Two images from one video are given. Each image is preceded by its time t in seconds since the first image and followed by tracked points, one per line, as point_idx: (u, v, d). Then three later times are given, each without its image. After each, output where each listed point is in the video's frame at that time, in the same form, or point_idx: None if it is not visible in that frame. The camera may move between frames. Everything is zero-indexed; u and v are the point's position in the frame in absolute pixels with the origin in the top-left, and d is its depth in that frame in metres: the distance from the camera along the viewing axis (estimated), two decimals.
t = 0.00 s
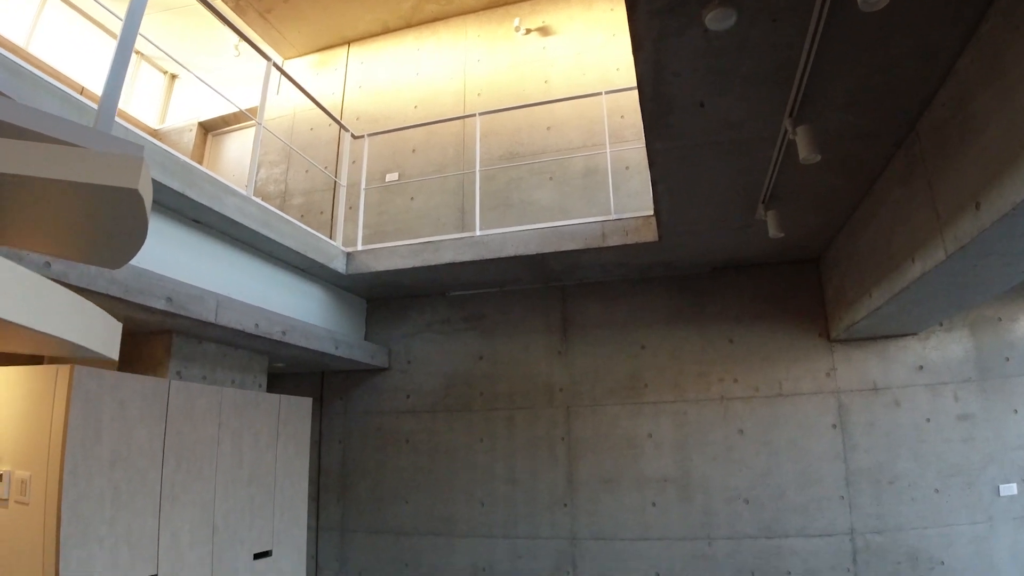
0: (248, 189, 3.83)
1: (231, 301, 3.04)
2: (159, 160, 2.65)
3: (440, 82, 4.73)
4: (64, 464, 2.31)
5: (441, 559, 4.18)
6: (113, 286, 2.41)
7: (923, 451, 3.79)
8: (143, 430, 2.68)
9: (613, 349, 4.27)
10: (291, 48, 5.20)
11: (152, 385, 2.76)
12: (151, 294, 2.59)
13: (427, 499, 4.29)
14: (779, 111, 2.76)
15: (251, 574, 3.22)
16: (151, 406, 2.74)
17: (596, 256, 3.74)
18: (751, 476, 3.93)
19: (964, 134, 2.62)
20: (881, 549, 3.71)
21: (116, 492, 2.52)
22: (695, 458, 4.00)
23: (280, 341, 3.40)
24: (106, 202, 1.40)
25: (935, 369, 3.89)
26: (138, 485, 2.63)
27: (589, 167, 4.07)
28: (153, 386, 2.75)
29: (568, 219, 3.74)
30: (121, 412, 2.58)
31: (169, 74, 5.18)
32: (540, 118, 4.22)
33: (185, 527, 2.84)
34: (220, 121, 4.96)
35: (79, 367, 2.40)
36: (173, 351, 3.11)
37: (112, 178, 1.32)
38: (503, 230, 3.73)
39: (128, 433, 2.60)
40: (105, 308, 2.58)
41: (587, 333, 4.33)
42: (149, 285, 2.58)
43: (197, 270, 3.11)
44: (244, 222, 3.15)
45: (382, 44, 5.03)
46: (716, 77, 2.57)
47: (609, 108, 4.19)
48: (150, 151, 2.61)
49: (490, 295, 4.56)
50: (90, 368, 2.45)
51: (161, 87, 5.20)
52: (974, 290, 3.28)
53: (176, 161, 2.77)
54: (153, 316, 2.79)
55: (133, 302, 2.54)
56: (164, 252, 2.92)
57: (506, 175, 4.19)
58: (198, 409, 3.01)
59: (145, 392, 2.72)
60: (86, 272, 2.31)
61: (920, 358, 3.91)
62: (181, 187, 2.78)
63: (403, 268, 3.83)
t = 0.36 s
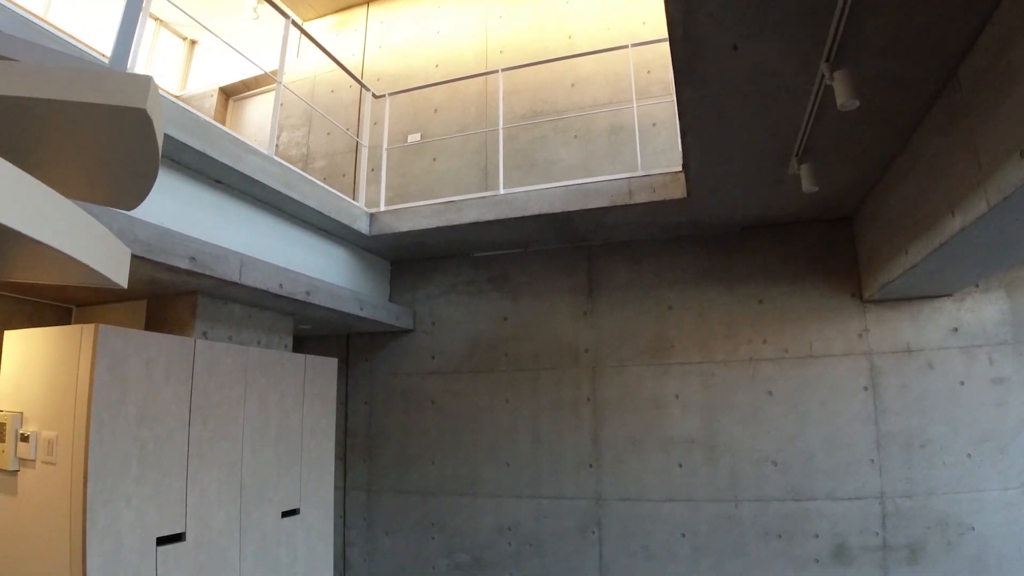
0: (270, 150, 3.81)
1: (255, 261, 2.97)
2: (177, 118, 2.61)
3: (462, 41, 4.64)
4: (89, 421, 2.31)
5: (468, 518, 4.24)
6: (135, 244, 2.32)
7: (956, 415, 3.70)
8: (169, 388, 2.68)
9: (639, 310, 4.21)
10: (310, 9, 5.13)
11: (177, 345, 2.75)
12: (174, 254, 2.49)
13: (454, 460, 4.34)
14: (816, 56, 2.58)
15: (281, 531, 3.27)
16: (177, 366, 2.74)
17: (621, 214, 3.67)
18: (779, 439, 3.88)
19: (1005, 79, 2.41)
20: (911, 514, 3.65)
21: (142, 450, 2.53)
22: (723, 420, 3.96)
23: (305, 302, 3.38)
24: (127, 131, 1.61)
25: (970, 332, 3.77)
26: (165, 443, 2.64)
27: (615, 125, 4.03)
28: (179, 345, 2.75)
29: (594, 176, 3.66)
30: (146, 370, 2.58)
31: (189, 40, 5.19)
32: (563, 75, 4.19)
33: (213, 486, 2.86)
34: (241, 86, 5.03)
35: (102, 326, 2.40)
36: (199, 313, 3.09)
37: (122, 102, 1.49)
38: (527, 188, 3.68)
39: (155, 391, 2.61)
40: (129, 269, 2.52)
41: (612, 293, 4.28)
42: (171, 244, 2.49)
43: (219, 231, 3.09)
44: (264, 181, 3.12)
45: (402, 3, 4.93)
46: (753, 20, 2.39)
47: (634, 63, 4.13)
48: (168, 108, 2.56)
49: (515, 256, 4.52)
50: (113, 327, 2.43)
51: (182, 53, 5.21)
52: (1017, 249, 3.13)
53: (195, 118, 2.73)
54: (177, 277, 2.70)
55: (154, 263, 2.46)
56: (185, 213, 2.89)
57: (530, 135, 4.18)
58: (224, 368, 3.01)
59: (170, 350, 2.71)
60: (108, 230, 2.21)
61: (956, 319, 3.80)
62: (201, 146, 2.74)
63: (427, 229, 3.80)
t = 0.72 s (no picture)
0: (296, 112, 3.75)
1: (281, 225, 2.90)
2: (199, 78, 2.55)
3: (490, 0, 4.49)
4: (114, 390, 2.29)
5: (496, 487, 4.22)
6: (158, 207, 2.25)
7: (1003, 390, 3.53)
8: (194, 353, 2.65)
9: (673, 277, 4.09)
10: None
11: (204, 309, 2.72)
12: (200, 216, 2.43)
13: (482, 428, 4.31)
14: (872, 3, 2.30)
15: (310, 497, 3.27)
16: (203, 331, 2.70)
17: (656, 177, 3.54)
18: (817, 411, 3.75)
19: None
20: (951, 490, 3.51)
21: (169, 416, 2.51)
22: (759, 390, 3.84)
23: (332, 267, 3.32)
24: (131, 50, 1.54)
25: (1019, 303, 3.57)
26: (191, 409, 2.62)
27: (649, 85, 3.89)
28: (205, 310, 2.71)
29: (629, 137, 3.52)
30: (172, 335, 2.55)
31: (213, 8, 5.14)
32: (595, 34, 4.06)
33: (240, 453, 2.85)
34: (265, 52, 4.99)
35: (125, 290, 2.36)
36: (225, 278, 3.05)
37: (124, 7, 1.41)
38: (559, 150, 3.56)
39: (180, 356, 2.58)
40: (154, 234, 2.47)
41: (644, 261, 4.16)
42: (197, 206, 2.43)
43: (245, 195, 3.05)
44: (290, 143, 3.05)
45: None
46: None
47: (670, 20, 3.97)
48: (189, 67, 2.49)
49: (545, 222, 4.42)
50: (137, 290, 2.39)
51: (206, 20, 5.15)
52: None
53: (217, 78, 2.66)
54: (203, 241, 2.64)
55: (178, 226, 2.39)
56: (211, 177, 2.86)
57: (560, 97, 4.07)
58: (252, 333, 2.98)
59: (196, 314, 2.68)
60: (131, 193, 2.15)
61: (1002, 291, 3.60)
62: (223, 106, 2.67)
63: (456, 193, 3.72)
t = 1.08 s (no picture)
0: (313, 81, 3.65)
1: (298, 196, 2.81)
2: (210, 42, 2.45)
3: None
4: (125, 365, 2.24)
5: (519, 466, 4.16)
6: (169, 175, 2.18)
7: None
8: (209, 328, 2.59)
9: (702, 251, 3.95)
10: None
11: (219, 282, 2.65)
12: (214, 185, 2.35)
13: (504, 406, 4.24)
14: None
15: (329, 474, 3.23)
16: (218, 304, 2.64)
17: (686, 146, 3.39)
18: (851, 390, 3.61)
19: None
20: (990, 474, 3.36)
21: (182, 392, 2.45)
22: (790, 369, 3.71)
23: (351, 240, 3.24)
24: None
25: None
26: (206, 385, 2.57)
27: (677, 51, 3.72)
28: (219, 283, 2.65)
29: (658, 104, 3.37)
30: (185, 309, 2.49)
31: None
32: None
33: (257, 429, 2.79)
34: (281, 24, 4.89)
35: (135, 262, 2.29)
36: (241, 251, 2.99)
37: None
38: (585, 119, 3.43)
39: (194, 330, 2.52)
40: (168, 204, 2.40)
41: (671, 235, 4.02)
42: (211, 175, 2.35)
43: (261, 165, 2.97)
44: (306, 111, 2.95)
45: None
46: None
47: None
48: (199, 31, 2.40)
49: (569, 195, 4.28)
50: (148, 262, 2.33)
51: None
52: None
53: (230, 42, 2.56)
54: (217, 212, 2.57)
55: (191, 196, 2.32)
56: (225, 146, 2.78)
57: (584, 65, 3.91)
58: (268, 307, 2.91)
59: (210, 287, 2.61)
60: (139, 160, 2.08)
61: None
62: (237, 72, 2.57)
63: (477, 164, 3.62)
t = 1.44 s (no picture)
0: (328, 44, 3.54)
1: (313, 161, 2.72)
2: None
3: None
4: (135, 336, 2.18)
5: (540, 439, 4.10)
6: (177, 138, 2.09)
7: None
8: (221, 297, 2.53)
9: (731, 217, 3.80)
10: None
11: (231, 250, 2.59)
12: (224, 149, 2.26)
13: (525, 378, 4.17)
14: None
15: (348, 447, 3.19)
16: (230, 274, 2.58)
17: (717, 105, 3.23)
18: (886, 361, 3.47)
19: None
20: None
21: (195, 363, 2.40)
22: (824, 339, 3.57)
23: (368, 208, 3.14)
24: None
25: None
26: (220, 356, 2.51)
27: (706, 7, 3.53)
28: (232, 251, 2.58)
29: (687, 61, 3.21)
30: (197, 278, 2.42)
31: None
32: None
33: (273, 402, 2.75)
34: None
35: (142, 229, 2.22)
36: (254, 220, 2.91)
37: None
38: (609, 78, 3.28)
39: (206, 300, 2.46)
40: (179, 170, 2.32)
41: (698, 201, 3.87)
42: (222, 138, 2.26)
43: (274, 131, 2.88)
44: (319, 73, 2.84)
45: None
46: None
47: None
48: None
49: (593, 160, 4.14)
50: (157, 229, 2.26)
51: None
52: None
53: None
54: (230, 178, 2.49)
55: (201, 160, 2.23)
56: (237, 110, 2.69)
57: (608, 25, 3.74)
58: (282, 276, 2.84)
59: (223, 256, 2.55)
60: (146, 122, 1.99)
61: None
62: (246, 31, 2.47)
63: (498, 127, 3.49)
